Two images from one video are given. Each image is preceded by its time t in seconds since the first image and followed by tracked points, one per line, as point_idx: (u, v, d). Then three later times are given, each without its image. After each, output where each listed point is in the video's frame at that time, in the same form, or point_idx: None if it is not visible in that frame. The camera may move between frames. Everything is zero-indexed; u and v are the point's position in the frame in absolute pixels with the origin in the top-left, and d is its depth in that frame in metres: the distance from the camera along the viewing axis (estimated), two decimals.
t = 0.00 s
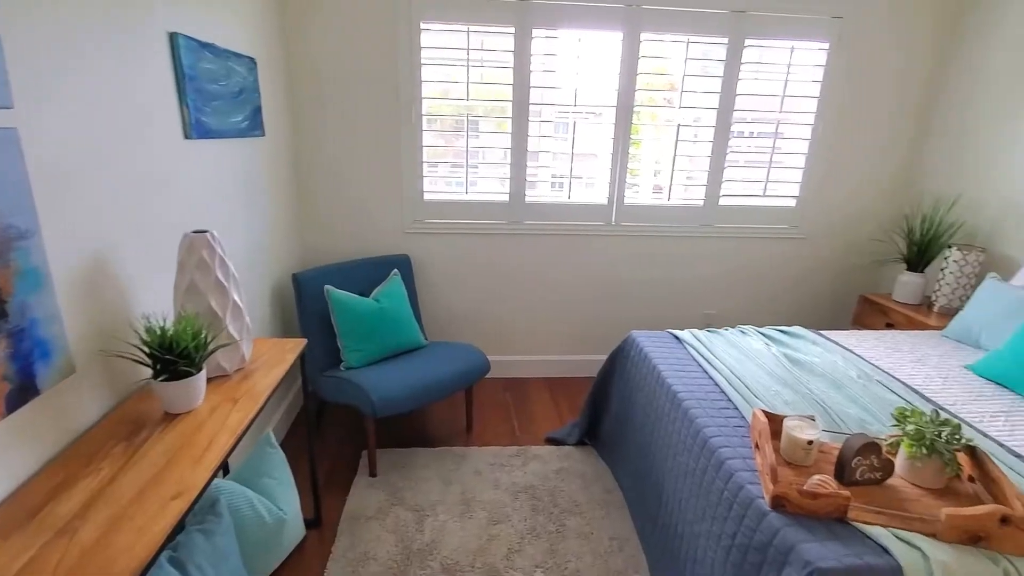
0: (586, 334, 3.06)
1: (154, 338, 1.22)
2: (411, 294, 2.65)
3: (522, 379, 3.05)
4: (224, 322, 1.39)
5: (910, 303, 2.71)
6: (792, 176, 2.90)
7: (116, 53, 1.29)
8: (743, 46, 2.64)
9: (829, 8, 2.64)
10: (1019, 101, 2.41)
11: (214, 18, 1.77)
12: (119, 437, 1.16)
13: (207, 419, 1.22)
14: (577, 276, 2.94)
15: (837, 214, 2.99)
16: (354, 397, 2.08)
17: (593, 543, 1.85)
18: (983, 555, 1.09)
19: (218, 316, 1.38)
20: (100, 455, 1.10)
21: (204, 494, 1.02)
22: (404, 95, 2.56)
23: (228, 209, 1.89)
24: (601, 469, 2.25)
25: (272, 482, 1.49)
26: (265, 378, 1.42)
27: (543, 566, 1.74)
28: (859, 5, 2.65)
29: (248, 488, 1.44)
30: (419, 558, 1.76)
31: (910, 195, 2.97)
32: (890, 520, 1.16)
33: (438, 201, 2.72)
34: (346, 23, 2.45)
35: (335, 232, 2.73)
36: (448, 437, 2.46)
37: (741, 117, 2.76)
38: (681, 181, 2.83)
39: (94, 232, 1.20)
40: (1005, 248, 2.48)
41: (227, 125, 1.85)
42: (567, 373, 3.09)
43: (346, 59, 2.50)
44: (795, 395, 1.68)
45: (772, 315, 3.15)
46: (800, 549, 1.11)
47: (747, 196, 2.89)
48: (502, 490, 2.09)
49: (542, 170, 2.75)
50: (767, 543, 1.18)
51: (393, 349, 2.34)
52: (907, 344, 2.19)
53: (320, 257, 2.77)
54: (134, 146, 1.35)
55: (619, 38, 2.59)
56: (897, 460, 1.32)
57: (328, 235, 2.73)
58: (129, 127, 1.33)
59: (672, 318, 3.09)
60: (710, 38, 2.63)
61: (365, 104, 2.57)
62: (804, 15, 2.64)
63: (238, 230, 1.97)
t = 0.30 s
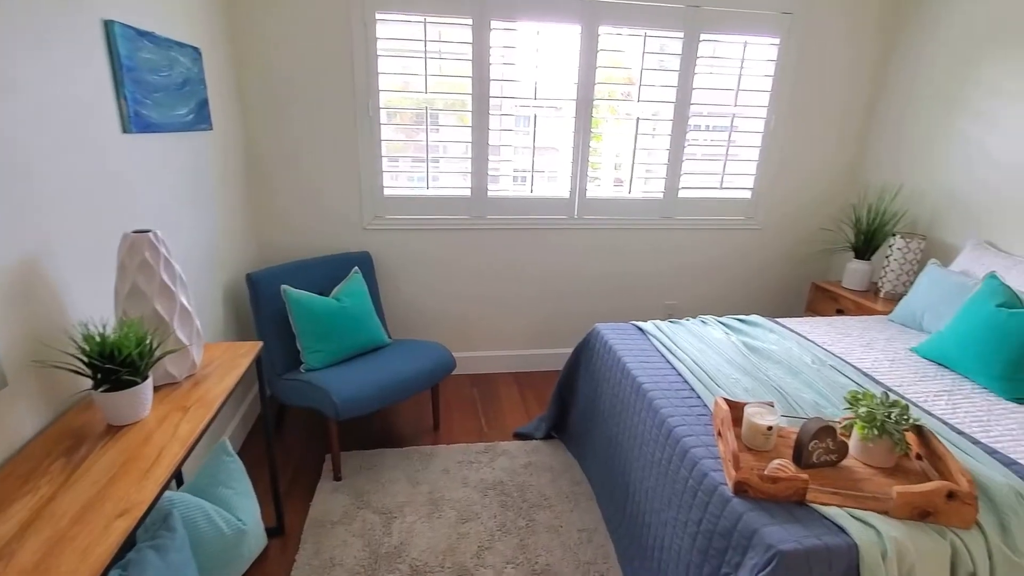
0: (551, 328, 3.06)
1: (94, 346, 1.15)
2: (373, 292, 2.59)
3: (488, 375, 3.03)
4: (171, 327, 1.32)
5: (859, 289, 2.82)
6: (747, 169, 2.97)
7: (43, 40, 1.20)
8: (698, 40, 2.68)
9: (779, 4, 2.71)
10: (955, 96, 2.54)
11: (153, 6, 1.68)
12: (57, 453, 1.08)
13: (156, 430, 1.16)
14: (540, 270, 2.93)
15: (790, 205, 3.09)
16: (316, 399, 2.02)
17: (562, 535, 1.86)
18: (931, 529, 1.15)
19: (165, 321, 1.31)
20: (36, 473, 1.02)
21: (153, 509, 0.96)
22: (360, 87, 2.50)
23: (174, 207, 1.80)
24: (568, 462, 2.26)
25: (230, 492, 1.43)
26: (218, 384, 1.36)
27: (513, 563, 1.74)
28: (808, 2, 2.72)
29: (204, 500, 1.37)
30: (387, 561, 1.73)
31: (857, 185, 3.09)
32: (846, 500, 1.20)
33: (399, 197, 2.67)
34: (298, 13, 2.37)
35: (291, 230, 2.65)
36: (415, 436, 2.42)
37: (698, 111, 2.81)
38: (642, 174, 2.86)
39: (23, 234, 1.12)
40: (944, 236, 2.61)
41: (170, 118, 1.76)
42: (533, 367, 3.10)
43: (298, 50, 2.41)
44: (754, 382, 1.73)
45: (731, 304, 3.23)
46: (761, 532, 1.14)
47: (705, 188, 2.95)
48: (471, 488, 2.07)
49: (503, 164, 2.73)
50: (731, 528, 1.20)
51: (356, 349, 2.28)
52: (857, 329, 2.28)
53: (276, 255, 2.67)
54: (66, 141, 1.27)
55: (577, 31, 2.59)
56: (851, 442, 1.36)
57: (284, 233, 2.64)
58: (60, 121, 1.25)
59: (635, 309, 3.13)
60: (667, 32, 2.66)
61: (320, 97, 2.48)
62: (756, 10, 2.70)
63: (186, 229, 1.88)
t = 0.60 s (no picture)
0: (521, 324, 3.06)
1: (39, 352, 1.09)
2: (339, 290, 2.54)
3: (459, 372, 3.02)
4: (123, 330, 1.26)
5: (817, 281, 2.91)
6: (711, 164, 3.03)
7: None
8: (662, 36, 2.71)
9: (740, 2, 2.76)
10: (905, 93, 2.64)
11: None
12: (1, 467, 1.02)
13: (110, 439, 1.10)
14: (510, 266, 2.93)
15: (752, 199, 3.16)
16: (281, 401, 1.97)
17: (535, 531, 1.86)
18: (888, 512, 1.19)
19: (115, 324, 1.25)
20: None
21: (107, 521, 0.92)
22: (323, 80, 2.43)
23: (124, 204, 1.72)
24: (541, 457, 2.27)
25: (192, 500, 1.38)
26: (176, 389, 1.30)
27: (487, 560, 1.73)
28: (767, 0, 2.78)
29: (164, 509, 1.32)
30: (358, 565, 1.70)
31: (816, 180, 3.19)
32: (809, 487, 1.23)
33: (364, 193, 2.62)
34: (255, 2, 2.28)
35: (253, 227, 2.57)
36: (385, 436, 2.39)
37: (663, 107, 2.85)
38: (609, 170, 2.89)
39: None
40: (897, 228, 2.72)
41: (119, 111, 1.68)
42: (504, 364, 3.09)
43: (256, 41, 2.33)
44: (720, 373, 1.76)
45: (697, 298, 3.29)
46: (729, 521, 1.16)
47: (671, 183, 2.99)
48: (443, 487, 2.06)
49: (471, 159, 2.70)
50: (700, 518, 1.22)
51: (322, 349, 2.23)
52: (817, 319, 2.36)
53: (237, 254, 2.59)
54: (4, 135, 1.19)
55: (543, 25, 2.58)
56: (813, 429, 1.41)
57: (245, 230, 2.56)
58: None
59: (604, 304, 3.16)
60: (632, 28, 2.67)
61: (280, 90, 2.41)
62: (718, 8, 2.74)
63: (138, 227, 1.80)
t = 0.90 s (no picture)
0: (493, 322, 3.06)
1: None
2: (306, 291, 2.49)
3: (431, 372, 2.99)
4: (76, 337, 1.21)
5: (780, 275, 3.00)
6: (677, 162, 3.08)
7: None
8: (627, 36, 2.75)
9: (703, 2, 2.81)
10: (859, 93, 2.73)
11: None
12: None
13: (62, 452, 1.05)
14: (480, 264, 2.92)
15: (717, 196, 3.23)
16: (247, 406, 1.92)
17: (510, 528, 1.87)
18: (849, 497, 1.23)
19: (67, 331, 1.20)
20: None
21: (61, 537, 0.87)
22: (285, 77, 2.38)
23: (75, 205, 1.65)
24: (514, 455, 2.27)
25: (153, 511, 1.33)
26: (133, 397, 1.26)
27: (461, 560, 1.73)
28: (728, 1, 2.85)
29: (123, 522, 1.27)
30: (331, 571, 1.67)
31: (777, 177, 3.28)
32: (774, 475, 1.27)
33: (331, 192, 2.57)
34: None
35: (215, 227, 2.49)
36: (356, 439, 2.35)
37: (630, 105, 2.88)
38: (578, 167, 2.91)
39: None
40: (853, 223, 2.81)
41: (68, 108, 1.61)
42: (476, 362, 3.08)
43: (215, 35, 2.26)
44: (689, 366, 1.80)
45: (665, 293, 3.35)
46: (699, 511, 1.18)
47: (637, 180, 3.03)
48: (416, 488, 2.04)
49: (440, 157, 2.68)
50: (671, 509, 1.25)
51: (290, 351, 2.19)
52: (780, 312, 2.43)
53: (198, 255, 2.51)
54: None
55: (510, 23, 2.58)
56: (777, 419, 1.45)
57: (206, 231, 2.49)
58: None
59: (574, 301, 3.18)
60: (598, 27, 2.70)
61: (241, 86, 2.35)
62: (681, 8, 2.79)
63: (90, 229, 1.73)
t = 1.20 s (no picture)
0: (462, 321, 3.04)
1: None
2: (269, 294, 2.43)
3: (400, 373, 2.96)
4: (19, 347, 1.15)
5: (741, 268, 3.08)
6: (641, 158, 3.13)
7: None
8: (589, 34, 2.77)
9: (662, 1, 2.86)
10: (812, 90, 2.83)
11: None
12: None
13: (7, 470, 1.00)
14: (448, 263, 2.90)
15: (680, 191, 3.29)
16: (209, 414, 1.86)
17: (483, 527, 1.86)
18: (809, 480, 1.27)
19: (9, 341, 1.14)
20: None
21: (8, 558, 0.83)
22: (241, 74, 2.31)
23: (16, 210, 1.56)
24: (486, 453, 2.27)
25: (108, 527, 1.26)
26: (84, 409, 1.20)
27: (435, 562, 1.71)
28: None
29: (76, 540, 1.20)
30: None
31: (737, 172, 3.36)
32: (738, 462, 1.30)
33: (292, 192, 2.51)
34: None
35: (170, 230, 2.40)
36: (324, 443, 2.31)
37: (593, 102, 2.91)
38: (543, 164, 2.92)
39: None
40: (809, 216, 2.91)
41: (7, 107, 1.52)
42: (446, 362, 3.07)
43: (165, 30, 2.17)
44: (655, 359, 1.83)
45: (632, 288, 3.40)
46: (667, 501, 1.21)
47: (602, 177, 3.07)
48: (388, 491, 2.01)
49: (404, 155, 2.65)
50: (641, 500, 1.27)
51: (253, 357, 2.12)
52: (742, 304, 2.49)
53: (153, 259, 2.42)
54: None
55: (472, 19, 2.57)
56: (741, 408, 1.49)
57: (161, 234, 2.39)
58: None
59: (543, 297, 3.19)
60: (560, 24, 2.71)
61: (194, 83, 2.27)
62: (641, 6, 2.83)
63: (34, 234, 1.65)
